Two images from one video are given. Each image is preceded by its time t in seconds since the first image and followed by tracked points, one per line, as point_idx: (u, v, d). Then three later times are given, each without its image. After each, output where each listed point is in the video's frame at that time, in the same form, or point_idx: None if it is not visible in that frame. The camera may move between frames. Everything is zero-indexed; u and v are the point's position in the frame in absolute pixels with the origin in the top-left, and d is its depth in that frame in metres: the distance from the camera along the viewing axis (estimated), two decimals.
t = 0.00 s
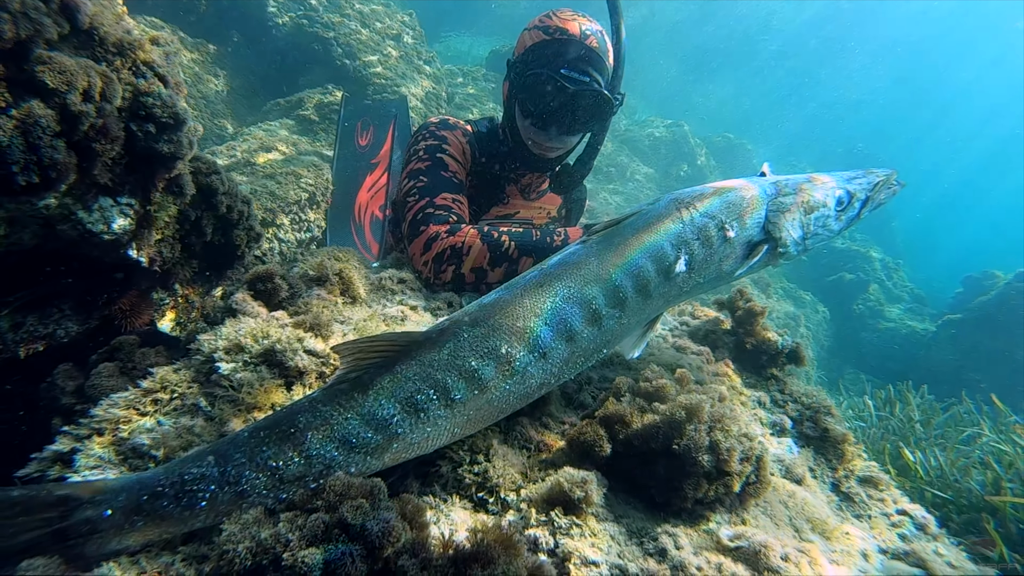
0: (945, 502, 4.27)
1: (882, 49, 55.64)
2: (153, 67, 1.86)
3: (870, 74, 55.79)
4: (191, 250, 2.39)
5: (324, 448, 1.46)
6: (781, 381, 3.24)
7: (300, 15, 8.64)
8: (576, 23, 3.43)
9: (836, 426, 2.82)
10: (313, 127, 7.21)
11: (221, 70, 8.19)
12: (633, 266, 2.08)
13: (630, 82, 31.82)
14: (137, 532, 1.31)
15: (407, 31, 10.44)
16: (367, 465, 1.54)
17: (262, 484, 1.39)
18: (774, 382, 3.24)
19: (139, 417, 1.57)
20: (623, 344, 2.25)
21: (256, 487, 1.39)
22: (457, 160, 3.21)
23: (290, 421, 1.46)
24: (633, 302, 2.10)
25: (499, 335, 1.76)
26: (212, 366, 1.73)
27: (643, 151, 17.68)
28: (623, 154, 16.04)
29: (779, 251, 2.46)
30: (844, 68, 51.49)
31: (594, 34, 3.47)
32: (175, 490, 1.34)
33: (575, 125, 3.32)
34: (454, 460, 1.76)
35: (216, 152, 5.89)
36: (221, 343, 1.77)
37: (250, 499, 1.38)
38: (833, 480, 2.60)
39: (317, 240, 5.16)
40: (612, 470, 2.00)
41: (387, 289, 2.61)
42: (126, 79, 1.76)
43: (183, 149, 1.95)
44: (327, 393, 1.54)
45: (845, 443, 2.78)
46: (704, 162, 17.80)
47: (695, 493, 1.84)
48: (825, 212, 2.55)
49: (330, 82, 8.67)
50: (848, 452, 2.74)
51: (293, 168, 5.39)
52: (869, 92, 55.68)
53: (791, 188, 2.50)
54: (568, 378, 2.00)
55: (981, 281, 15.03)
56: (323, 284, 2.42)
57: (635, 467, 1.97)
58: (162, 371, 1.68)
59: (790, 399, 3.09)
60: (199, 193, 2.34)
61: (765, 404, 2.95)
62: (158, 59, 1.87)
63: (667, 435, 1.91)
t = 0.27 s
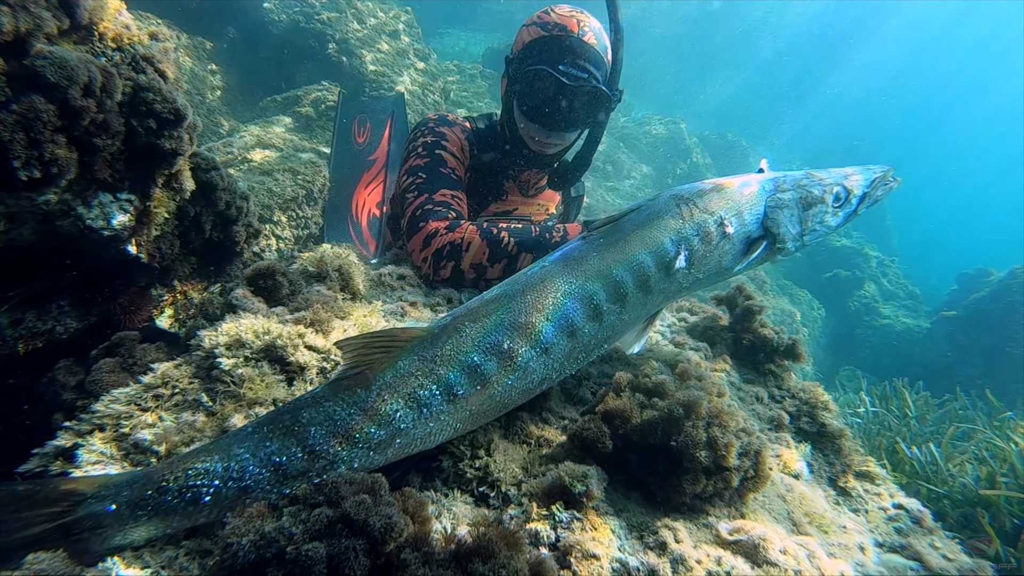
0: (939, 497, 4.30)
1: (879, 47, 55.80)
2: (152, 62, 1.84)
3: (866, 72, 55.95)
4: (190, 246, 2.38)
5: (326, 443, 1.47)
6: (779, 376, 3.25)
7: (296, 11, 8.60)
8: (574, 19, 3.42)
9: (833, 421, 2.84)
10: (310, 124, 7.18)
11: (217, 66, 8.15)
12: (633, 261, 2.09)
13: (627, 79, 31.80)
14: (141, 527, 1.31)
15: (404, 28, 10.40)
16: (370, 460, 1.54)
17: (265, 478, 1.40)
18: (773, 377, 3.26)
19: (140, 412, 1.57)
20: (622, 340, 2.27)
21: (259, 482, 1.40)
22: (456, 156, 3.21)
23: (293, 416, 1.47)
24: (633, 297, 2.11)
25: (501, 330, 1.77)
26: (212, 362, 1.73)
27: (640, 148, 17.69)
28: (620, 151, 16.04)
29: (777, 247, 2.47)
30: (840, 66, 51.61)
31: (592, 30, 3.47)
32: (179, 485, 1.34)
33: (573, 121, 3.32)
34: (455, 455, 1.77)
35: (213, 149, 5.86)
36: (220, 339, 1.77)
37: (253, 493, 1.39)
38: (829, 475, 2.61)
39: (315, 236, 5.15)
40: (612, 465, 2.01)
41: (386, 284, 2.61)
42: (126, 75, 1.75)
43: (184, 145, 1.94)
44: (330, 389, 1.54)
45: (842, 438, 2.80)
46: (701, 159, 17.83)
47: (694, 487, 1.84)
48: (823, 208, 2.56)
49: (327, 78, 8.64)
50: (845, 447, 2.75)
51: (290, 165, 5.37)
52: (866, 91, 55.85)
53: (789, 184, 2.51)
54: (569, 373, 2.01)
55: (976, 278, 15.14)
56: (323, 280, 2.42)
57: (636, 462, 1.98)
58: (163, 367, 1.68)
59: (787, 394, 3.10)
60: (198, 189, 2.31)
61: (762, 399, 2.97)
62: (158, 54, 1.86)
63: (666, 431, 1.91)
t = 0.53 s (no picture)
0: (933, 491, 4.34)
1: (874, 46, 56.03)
2: (151, 59, 1.83)
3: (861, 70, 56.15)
4: (188, 243, 2.36)
5: (329, 439, 1.47)
6: (777, 372, 3.27)
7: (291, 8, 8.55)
8: (571, 16, 3.42)
9: (830, 417, 2.86)
10: (306, 121, 7.15)
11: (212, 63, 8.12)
12: (633, 257, 2.10)
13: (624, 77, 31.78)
14: (144, 524, 1.31)
15: (400, 25, 10.37)
16: (372, 456, 1.54)
17: (268, 475, 1.40)
18: (771, 373, 3.28)
19: (141, 410, 1.57)
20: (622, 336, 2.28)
21: (262, 478, 1.40)
22: (454, 154, 3.21)
23: (296, 413, 1.47)
24: (634, 293, 2.12)
25: (503, 327, 1.77)
26: (212, 359, 1.73)
27: (637, 146, 17.70)
28: (617, 148, 16.04)
29: (775, 243, 2.48)
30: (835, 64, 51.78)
31: (589, 27, 3.46)
32: (182, 482, 1.33)
33: (570, 118, 3.31)
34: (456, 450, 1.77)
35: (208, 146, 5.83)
36: (220, 336, 1.77)
37: (256, 490, 1.39)
38: (827, 469, 2.63)
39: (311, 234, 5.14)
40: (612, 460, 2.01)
41: (384, 281, 2.60)
42: (124, 71, 1.74)
43: (183, 143, 1.93)
44: (332, 386, 1.54)
45: (839, 433, 2.82)
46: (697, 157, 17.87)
47: (693, 482, 1.85)
48: (820, 204, 2.58)
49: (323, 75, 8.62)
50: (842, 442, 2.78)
51: (287, 162, 5.35)
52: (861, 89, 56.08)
53: (786, 180, 2.52)
54: (569, 369, 2.01)
55: (969, 275, 15.26)
56: (322, 278, 2.47)
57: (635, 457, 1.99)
58: (162, 364, 1.69)
59: (785, 390, 3.12)
60: (197, 186, 2.29)
61: (760, 395, 2.98)
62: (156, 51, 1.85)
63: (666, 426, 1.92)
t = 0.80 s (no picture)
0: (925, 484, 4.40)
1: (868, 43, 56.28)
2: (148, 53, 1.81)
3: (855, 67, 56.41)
4: (186, 240, 2.34)
5: (331, 434, 1.47)
6: (773, 367, 3.30)
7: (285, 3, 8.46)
8: (567, 11, 3.40)
9: (826, 411, 2.90)
10: (301, 117, 7.11)
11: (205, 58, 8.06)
12: (633, 252, 2.11)
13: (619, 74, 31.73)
14: (147, 519, 1.31)
15: (394, 21, 10.31)
16: (374, 451, 1.55)
17: (270, 470, 1.40)
18: (767, 368, 3.30)
19: (140, 406, 1.58)
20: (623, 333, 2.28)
21: (264, 474, 1.40)
22: (451, 150, 3.20)
23: (298, 408, 1.47)
24: (633, 288, 2.12)
25: (504, 322, 1.78)
26: (212, 355, 1.73)
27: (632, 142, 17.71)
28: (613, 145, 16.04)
29: (772, 238, 2.50)
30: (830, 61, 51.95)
31: (585, 22, 3.45)
32: (184, 478, 1.33)
33: (566, 114, 3.31)
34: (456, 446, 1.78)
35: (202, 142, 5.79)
36: (219, 332, 1.78)
37: (258, 485, 1.39)
38: (822, 463, 2.66)
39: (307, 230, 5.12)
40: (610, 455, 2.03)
41: (382, 277, 2.59)
42: (121, 66, 1.71)
43: (181, 138, 1.92)
44: (334, 381, 1.54)
45: (834, 426, 2.85)
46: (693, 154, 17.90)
47: (691, 476, 1.87)
48: (817, 199, 2.60)
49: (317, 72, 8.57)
50: (837, 436, 2.81)
51: (282, 159, 5.32)
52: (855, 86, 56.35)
53: (783, 176, 2.54)
54: (569, 364, 2.02)
55: (961, 271, 15.41)
56: (320, 274, 2.48)
57: (634, 451, 2.00)
58: (162, 360, 1.69)
59: (781, 385, 3.15)
60: (194, 182, 2.27)
61: (756, 389, 3.01)
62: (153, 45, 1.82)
63: (664, 421, 1.93)
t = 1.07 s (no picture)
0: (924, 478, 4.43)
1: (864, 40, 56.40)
2: (149, 54, 1.81)
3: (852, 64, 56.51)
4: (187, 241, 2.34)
5: (338, 433, 1.47)
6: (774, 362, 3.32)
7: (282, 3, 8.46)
8: (566, 9, 3.41)
9: (826, 406, 2.91)
10: (298, 117, 7.10)
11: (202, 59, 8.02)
12: (636, 249, 2.11)
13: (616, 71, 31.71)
14: (156, 518, 1.31)
15: (391, 20, 10.29)
16: (380, 450, 1.55)
17: (277, 469, 1.40)
18: (768, 364, 3.32)
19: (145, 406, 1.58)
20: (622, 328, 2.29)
21: (271, 473, 1.40)
22: (451, 148, 3.20)
23: (305, 408, 1.47)
24: (636, 284, 2.13)
25: (508, 319, 1.78)
26: (216, 355, 1.73)
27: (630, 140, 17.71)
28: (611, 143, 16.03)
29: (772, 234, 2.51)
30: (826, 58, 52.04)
31: (584, 20, 3.46)
32: (192, 477, 1.34)
33: (566, 112, 3.32)
34: (461, 443, 1.78)
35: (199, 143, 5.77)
36: (224, 332, 1.78)
37: (265, 484, 1.39)
38: (824, 457, 2.68)
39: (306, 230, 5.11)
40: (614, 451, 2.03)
41: (384, 276, 2.59)
42: (122, 67, 1.72)
43: (183, 139, 1.93)
44: (340, 380, 1.54)
45: (835, 422, 2.87)
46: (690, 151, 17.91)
47: (694, 472, 1.87)
48: (816, 195, 2.61)
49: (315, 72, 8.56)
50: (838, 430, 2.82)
51: (280, 159, 5.30)
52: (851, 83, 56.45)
53: (783, 171, 2.54)
54: (573, 361, 2.03)
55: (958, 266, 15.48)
56: (322, 274, 2.48)
57: (636, 447, 2.01)
58: (167, 361, 1.70)
59: (782, 380, 3.16)
60: (195, 182, 2.27)
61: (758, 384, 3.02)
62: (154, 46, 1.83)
63: (667, 417, 1.93)
